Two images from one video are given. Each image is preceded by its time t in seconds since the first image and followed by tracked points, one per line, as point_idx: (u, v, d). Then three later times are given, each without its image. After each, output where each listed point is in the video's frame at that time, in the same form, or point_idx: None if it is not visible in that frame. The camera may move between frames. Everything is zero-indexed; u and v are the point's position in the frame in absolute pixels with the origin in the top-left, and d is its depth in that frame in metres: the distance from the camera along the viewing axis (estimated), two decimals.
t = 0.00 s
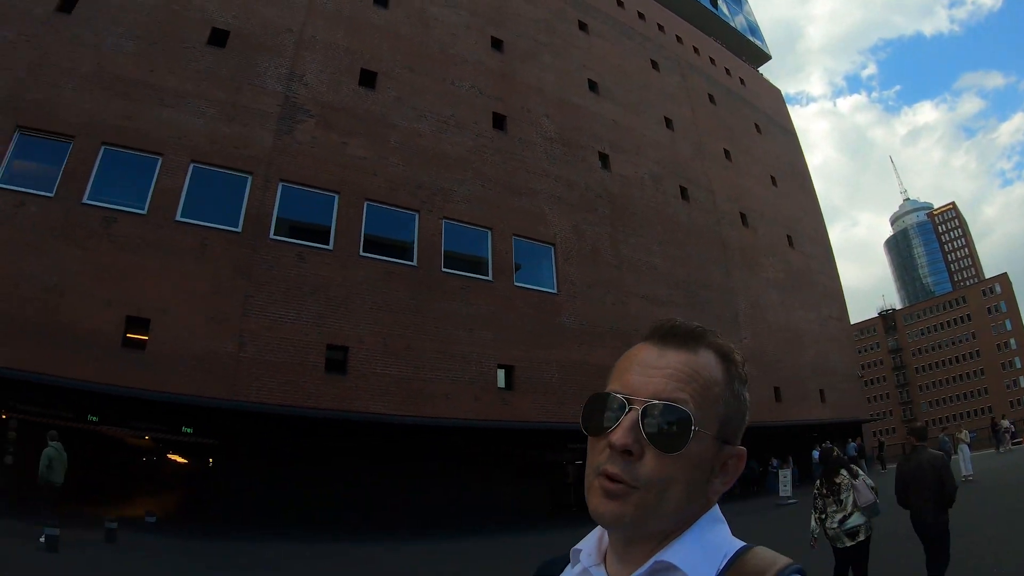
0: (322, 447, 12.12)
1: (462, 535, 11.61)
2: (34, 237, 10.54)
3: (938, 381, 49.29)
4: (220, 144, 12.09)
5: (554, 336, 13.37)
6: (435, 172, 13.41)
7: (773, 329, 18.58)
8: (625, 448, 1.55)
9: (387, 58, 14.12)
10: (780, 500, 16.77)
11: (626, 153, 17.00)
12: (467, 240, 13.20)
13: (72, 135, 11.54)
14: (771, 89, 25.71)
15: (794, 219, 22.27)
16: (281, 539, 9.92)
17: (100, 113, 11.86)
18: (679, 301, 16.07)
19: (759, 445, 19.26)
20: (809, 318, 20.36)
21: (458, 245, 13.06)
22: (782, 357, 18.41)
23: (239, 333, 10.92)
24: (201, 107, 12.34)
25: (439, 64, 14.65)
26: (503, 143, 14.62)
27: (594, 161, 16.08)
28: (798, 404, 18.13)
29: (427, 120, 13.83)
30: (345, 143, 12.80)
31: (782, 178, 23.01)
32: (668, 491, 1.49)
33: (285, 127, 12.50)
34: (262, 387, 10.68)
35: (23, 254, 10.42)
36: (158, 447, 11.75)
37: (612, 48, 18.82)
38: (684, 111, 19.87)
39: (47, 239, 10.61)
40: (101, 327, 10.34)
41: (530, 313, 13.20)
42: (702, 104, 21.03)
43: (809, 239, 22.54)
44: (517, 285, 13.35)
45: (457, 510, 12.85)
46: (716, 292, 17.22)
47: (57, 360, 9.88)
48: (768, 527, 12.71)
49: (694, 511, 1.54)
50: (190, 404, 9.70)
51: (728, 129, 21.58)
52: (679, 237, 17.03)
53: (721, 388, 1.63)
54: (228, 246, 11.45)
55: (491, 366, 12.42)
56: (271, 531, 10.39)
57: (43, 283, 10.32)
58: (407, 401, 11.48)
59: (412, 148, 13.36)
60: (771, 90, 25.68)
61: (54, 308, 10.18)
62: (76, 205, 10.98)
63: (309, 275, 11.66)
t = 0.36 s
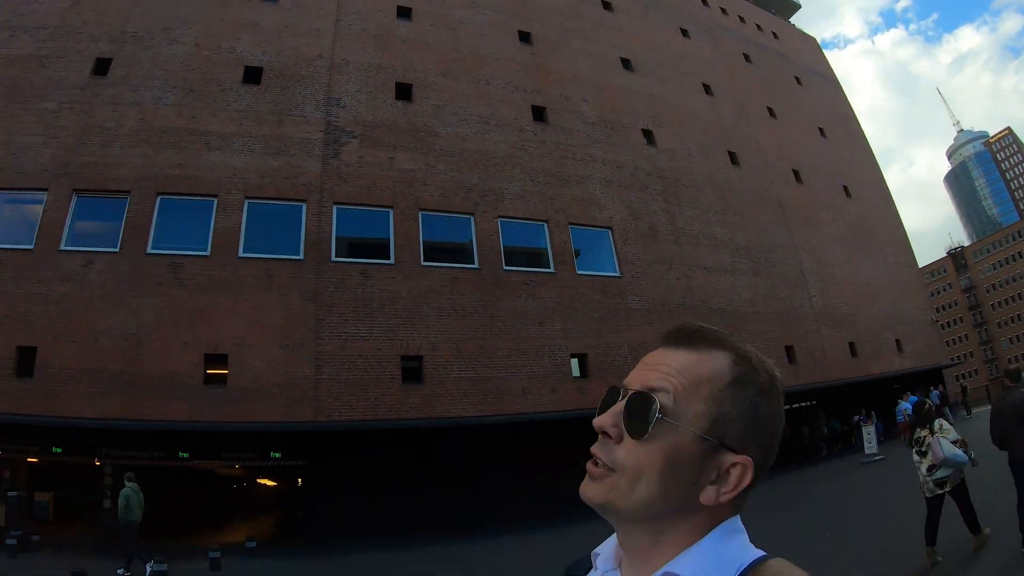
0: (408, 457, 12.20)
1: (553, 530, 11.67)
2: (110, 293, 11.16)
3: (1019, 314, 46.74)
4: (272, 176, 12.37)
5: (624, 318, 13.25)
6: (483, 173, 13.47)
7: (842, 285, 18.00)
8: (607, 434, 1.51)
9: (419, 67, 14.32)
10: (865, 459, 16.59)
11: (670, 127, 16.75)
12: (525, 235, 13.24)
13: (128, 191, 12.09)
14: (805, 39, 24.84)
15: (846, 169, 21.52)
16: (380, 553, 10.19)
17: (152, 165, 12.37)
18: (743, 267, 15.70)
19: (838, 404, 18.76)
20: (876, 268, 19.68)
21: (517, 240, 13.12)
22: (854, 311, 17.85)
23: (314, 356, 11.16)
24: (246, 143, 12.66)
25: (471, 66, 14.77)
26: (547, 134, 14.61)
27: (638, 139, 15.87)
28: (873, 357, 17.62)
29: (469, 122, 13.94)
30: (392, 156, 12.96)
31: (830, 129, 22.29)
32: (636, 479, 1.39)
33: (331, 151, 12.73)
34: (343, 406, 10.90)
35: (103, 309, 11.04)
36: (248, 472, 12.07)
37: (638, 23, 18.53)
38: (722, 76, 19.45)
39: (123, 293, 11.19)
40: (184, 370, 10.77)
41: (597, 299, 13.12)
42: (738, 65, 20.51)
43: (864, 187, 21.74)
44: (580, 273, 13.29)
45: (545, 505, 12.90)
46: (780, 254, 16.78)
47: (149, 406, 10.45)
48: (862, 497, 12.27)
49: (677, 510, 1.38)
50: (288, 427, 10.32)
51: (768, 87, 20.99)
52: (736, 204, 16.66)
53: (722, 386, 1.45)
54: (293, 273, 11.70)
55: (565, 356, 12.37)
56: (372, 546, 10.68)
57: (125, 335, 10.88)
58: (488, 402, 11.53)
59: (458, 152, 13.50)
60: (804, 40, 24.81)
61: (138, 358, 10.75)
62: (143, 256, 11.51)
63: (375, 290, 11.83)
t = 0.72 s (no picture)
0: (458, 467, 12.30)
1: (609, 526, 11.68)
2: (153, 335, 11.45)
3: None
4: (299, 205, 12.61)
5: (661, 306, 13.24)
6: (506, 178, 13.61)
7: (875, 250, 17.76)
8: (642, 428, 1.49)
9: (431, 81, 14.59)
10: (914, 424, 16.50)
11: (686, 110, 16.69)
12: (553, 234, 13.35)
13: (160, 235, 12.20)
14: (811, 7, 24.56)
15: (867, 132, 21.19)
16: (443, 563, 10.28)
17: (180, 207, 12.64)
18: (775, 243, 15.54)
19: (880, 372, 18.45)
20: (908, 230, 19.35)
21: (546, 240, 13.25)
22: (890, 276, 17.60)
23: (358, 375, 11.32)
24: (271, 175, 12.93)
25: (481, 75, 15.00)
26: (565, 132, 14.69)
27: (656, 127, 15.85)
28: (912, 318, 17.39)
29: (486, 130, 14.13)
30: (414, 172, 13.20)
31: (846, 93, 21.95)
32: (652, 478, 1.35)
33: (355, 173, 12.94)
34: (391, 421, 11.05)
35: (148, 351, 11.34)
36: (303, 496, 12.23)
37: (641, 11, 18.57)
38: (732, 53, 19.31)
39: (167, 333, 11.47)
40: (233, 403, 11.02)
41: (632, 291, 13.15)
42: (747, 40, 20.34)
43: (887, 148, 21.37)
44: (612, 267, 13.33)
45: (599, 501, 12.91)
46: (809, 226, 16.57)
47: (204, 440, 10.70)
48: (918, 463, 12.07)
49: (686, 518, 1.30)
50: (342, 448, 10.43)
51: (779, 58, 20.76)
52: (760, 180, 16.50)
53: (754, 399, 1.30)
54: (330, 298, 11.87)
55: (606, 350, 12.42)
56: (432, 557, 10.79)
57: (173, 375, 11.15)
58: (535, 404, 11.60)
59: (478, 161, 13.69)
60: (810, 8, 24.53)
61: (188, 396, 11.01)
62: (181, 296, 11.80)
63: (411, 306, 11.99)
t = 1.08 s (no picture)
0: (477, 490, 12.34)
1: (628, 548, 11.61)
2: (170, 364, 11.57)
3: None
4: (312, 234, 12.76)
5: (675, 326, 13.31)
6: (517, 204, 13.77)
7: (885, 260, 17.77)
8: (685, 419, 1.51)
9: (440, 109, 14.82)
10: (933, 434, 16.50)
11: (692, 129, 16.85)
12: (566, 258, 13.48)
13: (176, 264, 12.57)
14: (812, 22, 24.82)
15: (874, 143, 21.27)
16: None
17: (195, 237, 12.81)
18: (785, 257, 15.58)
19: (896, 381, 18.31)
20: (917, 239, 19.37)
21: (559, 264, 13.38)
22: (901, 286, 17.60)
23: (376, 402, 11.38)
24: (284, 205, 13.09)
25: (489, 101, 15.24)
26: (573, 156, 14.86)
27: (663, 146, 16.01)
28: (925, 327, 17.34)
29: (496, 156, 14.33)
30: (426, 199, 13.37)
31: (851, 105, 22.07)
32: (689, 470, 1.39)
33: (368, 202, 13.14)
34: (409, 447, 11.06)
35: (165, 380, 11.45)
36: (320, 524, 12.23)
37: (644, 33, 18.84)
38: (736, 70, 19.51)
39: (184, 362, 11.58)
40: (250, 430, 11.07)
41: (645, 311, 13.24)
42: (750, 57, 20.56)
43: (894, 158, 21.43)
44: (624, 288, 13.43)
45: (616, 522, 12.86)
46: (819, 239, 16.62)
47: (221, 468, 10.73)
48: (937, 474, 11.98)
49: (721, 510, 1.33)
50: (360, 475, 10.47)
51: (783, 74, 20.94)
52: (768, 195, 16.58)
53: (786, 395, 1.28)
54: (346, 327, 11.98)
55: (621, 371, 12.48)
56: None
57: (190, 403, 11.23)
58: (552, 426, 11.61)
59: (488, 186, 13.86)
60: (812, 23, 24.80)
61: (205, 424, 11.07)
62: (197, 325, 11.92)
63: (426, 332, 12.09)
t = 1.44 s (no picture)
0: (479, 499, 12.34)
1: (630, 558, 11.59)
2: (173, 370, 11.60)
3: None
4: (317, 243, 12.81)
5: (678, 336, 13.33)
6: (520, 214, 13.82)
7: (888, 270, 17.79)
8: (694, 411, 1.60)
9: (445, 119, 14.90)
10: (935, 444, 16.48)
11: (696, 140, 16.91)
12: (570, 268, 13.51)
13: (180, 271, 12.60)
14: (816, 34, 24.93)
15: (877, 154, 21.31)
16: None
17: (200, 244, 12.86)
18: (788, 268, 15.60)
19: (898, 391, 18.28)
20: (920, 249, 19.40)
21: (562, 274, 13.41)
22: (904, 296, 17.63)
23: (379, 411, 11.39)
24: (289, 214, 13.14)
25: (494, 111, 15.32)
26: (577, 166, 14.92)
27: (666, 157, 16.07)
28: (928, 338, 17.33)
29: (500, 166, 14.40)
30: (430, 209, 13.44)
31: (853, 116, 22.14)
32: (697, 460, 1.48)
33: (372, 211, 13.20)
34: (412, 456, 11.07)
35: (168, 387, 11.47)
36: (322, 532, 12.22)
37: (648, 44, 18.95)
38: (739, 81, 19.59)
39: (187, 369, 11.61)
40: (253, 437, 11.08)
41: (648, 322, 13.27)
42: (753, 68, 20.65)
43: (897, 169, 21.47)
44: (628, 299, 13.46)
45: (618, 532, 12.84)
46: (822, 249, 16.65)
47: (223, 475, 10.74)
48: (941, 484, 11.94)
49: (728, 498, 1.41)
50: (362, 483, 10.45)
51: (786, 84, 21.02)
52: (771, 205, 16.61)
53: (785, 383, 1.35)
54: (350, 336, 12.01)
55: (624, 382, 12.49)
56: None
57: (193, 410, 11.25)
58: (555, 437, 11.62)
59: (492, 197, 13.92)
60: (815, 34, 24.91)
61: (208, 431, 11.09)
62: (201, 333, 11.95)
63: (430, 341, 12.13)
